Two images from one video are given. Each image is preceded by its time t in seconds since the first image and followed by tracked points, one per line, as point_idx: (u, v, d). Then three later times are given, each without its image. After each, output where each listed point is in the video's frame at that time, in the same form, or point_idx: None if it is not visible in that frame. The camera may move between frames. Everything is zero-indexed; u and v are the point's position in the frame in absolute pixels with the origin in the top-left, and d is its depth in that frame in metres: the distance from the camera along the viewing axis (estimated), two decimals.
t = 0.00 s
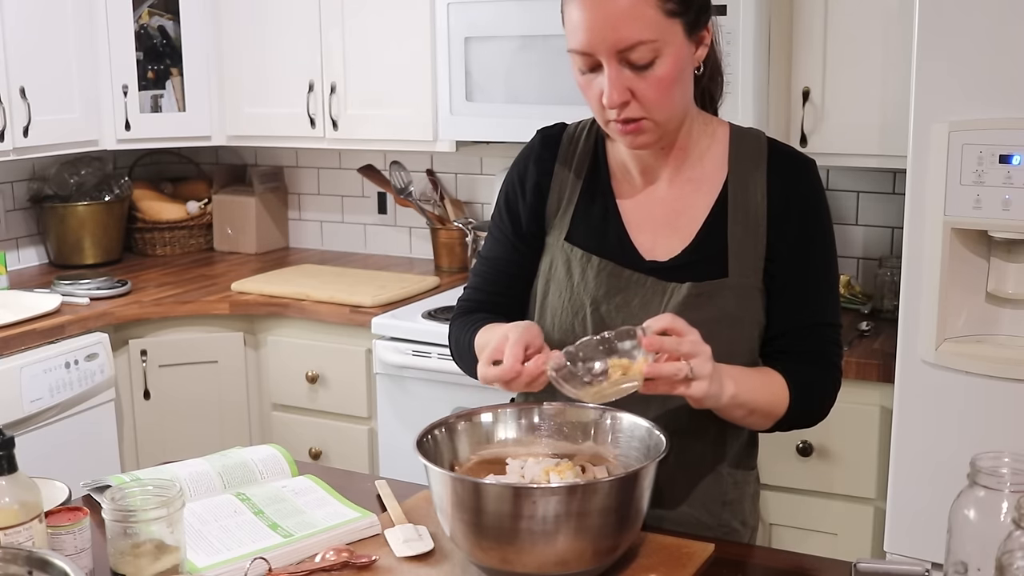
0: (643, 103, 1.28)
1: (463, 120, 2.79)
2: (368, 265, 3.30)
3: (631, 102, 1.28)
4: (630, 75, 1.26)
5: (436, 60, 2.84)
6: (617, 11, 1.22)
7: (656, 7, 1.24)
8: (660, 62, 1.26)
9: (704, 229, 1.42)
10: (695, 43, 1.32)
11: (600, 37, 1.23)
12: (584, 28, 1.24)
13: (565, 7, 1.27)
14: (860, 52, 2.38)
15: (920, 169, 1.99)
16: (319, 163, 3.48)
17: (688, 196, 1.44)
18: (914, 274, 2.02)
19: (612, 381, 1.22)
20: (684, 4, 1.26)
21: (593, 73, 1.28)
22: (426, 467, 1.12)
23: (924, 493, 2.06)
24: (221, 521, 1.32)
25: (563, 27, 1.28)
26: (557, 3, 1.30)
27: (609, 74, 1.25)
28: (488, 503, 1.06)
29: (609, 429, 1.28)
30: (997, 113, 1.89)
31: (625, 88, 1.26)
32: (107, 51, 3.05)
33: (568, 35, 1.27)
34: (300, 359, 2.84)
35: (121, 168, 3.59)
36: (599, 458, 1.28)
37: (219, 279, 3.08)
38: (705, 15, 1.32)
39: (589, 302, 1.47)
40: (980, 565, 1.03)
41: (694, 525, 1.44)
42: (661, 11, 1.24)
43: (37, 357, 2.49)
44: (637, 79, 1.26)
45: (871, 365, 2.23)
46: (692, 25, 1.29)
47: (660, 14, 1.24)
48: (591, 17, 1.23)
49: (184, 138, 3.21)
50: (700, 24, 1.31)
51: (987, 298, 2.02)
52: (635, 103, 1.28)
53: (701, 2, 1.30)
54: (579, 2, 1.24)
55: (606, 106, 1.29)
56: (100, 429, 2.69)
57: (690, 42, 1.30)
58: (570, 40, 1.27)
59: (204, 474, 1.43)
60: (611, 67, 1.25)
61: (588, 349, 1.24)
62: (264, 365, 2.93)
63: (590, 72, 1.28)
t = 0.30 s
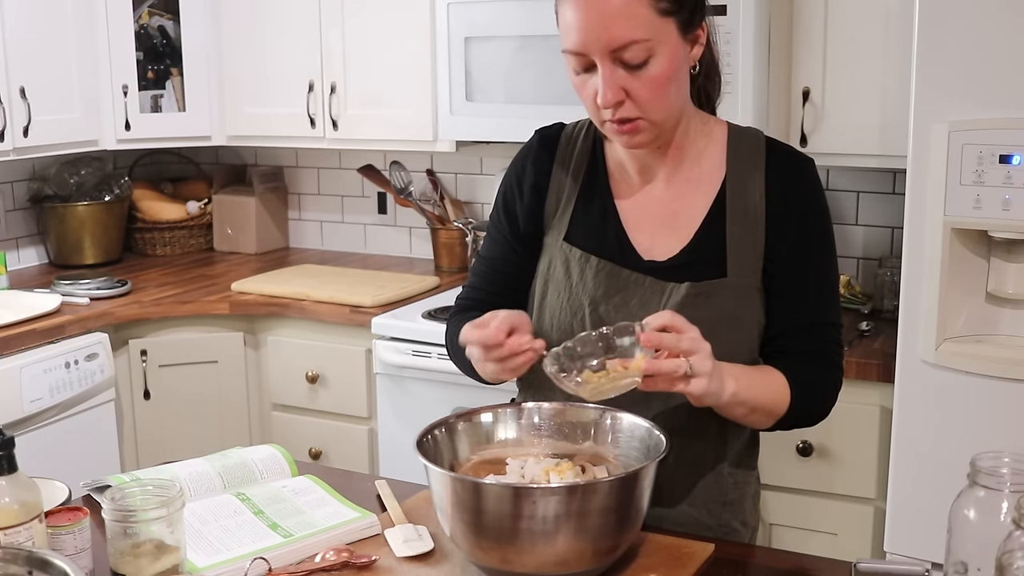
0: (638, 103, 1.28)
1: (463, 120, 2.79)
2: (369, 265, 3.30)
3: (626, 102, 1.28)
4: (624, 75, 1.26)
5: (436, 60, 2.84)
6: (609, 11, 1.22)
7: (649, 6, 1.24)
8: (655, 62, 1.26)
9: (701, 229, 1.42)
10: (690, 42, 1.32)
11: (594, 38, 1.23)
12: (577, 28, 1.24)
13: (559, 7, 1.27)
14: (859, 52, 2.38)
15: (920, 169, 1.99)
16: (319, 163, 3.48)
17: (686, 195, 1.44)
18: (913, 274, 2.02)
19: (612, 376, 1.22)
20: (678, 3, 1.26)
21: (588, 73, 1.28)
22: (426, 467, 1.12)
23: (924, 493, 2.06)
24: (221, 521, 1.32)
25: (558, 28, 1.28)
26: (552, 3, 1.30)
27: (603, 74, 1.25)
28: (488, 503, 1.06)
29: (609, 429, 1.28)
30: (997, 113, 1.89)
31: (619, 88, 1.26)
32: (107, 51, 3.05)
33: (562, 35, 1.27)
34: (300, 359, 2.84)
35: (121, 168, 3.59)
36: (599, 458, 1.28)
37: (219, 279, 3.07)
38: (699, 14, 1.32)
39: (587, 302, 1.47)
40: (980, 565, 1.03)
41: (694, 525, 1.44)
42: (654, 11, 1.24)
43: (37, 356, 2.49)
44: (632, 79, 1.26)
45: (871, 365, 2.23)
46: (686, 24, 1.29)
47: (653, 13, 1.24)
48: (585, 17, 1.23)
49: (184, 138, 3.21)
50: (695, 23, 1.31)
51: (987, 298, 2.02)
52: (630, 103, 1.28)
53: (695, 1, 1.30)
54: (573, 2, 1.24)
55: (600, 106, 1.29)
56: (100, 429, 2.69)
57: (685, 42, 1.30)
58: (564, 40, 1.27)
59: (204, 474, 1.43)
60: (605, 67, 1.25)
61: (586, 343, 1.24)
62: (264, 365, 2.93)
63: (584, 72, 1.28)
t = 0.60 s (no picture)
0: (637, 102, 1.28)
1: (463, 120, 2.79)
2: (368, 265, 3.30)
3: (624, 102, 1.28)
4: (623, 74, 1.26)
5: (436, 60, 2.84)
6: (609, 9, 1.22)
7: (648, 6, 1.24)
8: (654, 61, 1.26)
9: (700, 229, 1.42)
10: (689, 41, 1.32)
11: (592, 37, 1.23)
12: (576, 28, 1.24)
13: (558, 8, 1.27)
14: (859, 53, 2.39)
15: (920, 170, 1.99)
16: (319, 163, 3.48)
17: (685, 196, 1.44)
18: (914, 274, 2.02)
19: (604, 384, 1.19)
20: (677, 3, 1.26)
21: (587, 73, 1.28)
22: (426, 467, 1.12)
23: (924, 493, 2.06)
24: (221, 521, 1.32)
25: (557, 28, 1.28)
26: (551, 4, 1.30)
27: (602, 74, 1.25)
28: (488, 503, 1.06)
29: (609, 429, 1.28)
30: (997, 113, 1.89)
31: (618, 87, 1.26)
32: (108, 51, 3.05)
33: (562, 35, 1.27)
34: (300, 359, 2.84)
35: (121, 168, 3.59)
36: (599, 458, 1.28)
37: (219, 279, 3.07)
38: (698, 13, 1.32)
39: (586, 303, 1.47)
40: (980, 565, 1.03)
41: (694, 525, 1.44)
42: (653, 10, 1.24)
43: (37, 356, 2.49)
44: (631, 78, 1.26)
45: (871, 365, 2.23)
46: (685, 23, 1.29)
47: (652, 13, 1.24)
48: (583, 17, 1.23)
49: (184, 138, 3.21)
50: (694, 23, 1.31)
51: (987, 298, 2.02)
52: (629, 103, 1.28)
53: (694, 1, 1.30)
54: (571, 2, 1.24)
55: (599, 106, 1.29)
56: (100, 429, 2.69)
57: (684, 41, 1.30)
58: (563, 40, 1.27)
59: (204, 474, 1.43)
60: (604, 67, 1.25)
61: (576, 353, 1.21)
62: (264, 365, 2.93)
63: (583, 72, 1.28)
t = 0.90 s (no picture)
0: (637, 101, 1.28)
1: (463, 120, 2.79)
2: (368, 265, 3.30)
3: (624, 100, 1.28)
4: (624, 73, 1.26)
5: (436, 60, 2.84)
6: (609, 8, 1.22)
7: (648, 5, 1.24)
8: (654, 60, 1.26)
9: (701, 229, 1.42)
10: (689, 40, 1.32)
11: (592, 36, 1.23)
12: (577, 26, 1.24)
13: (558, 6, 1.27)
14: (859, 53, 2.39)
15: (920, 170, 1.99)
16: (319, 163, 3.48)
17: (685, 195, 1.44)
18: (914, 274, 2.02)
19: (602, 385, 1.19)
20: (677, 2, 1.26)
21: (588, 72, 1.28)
22: (426, 467, 1.12)
23: (924, 493, 2.06)
24: (221, 521, 1.32)
25: (557, 26, 1.28)
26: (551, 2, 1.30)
27: (602, 73, 1.25)
28: (488, 503, 1.06)
29: (609, 429, 1.28)
30: (996, 113, 1.89)
31: (618, 86, 1.26)
32: (108, 52, 3.05)
33: (562, 34, 1.27)
34: (300, 359, 2.84)
35: (121, 168, 3.59)
36: (599, 458, 1.28)
37: (219, 279, 3.07)
38: (699, 12, 1.32)
39: (586, 303, 1.47)
40: (980, 565, 1.03)
41: (694, 525, 1.44)
42: (654, 9, 1.24)
43: (37, 356, 2.49)
44: (632, 77, 1.26)
45: (871, 365, 2.23)
46: (685, 22, 1.29)
47: (652, 11, 1.24)
48: (584, 16, 1.23)
49: (184, 138, 3.21)
50: (694, 22, 1.31)
51: (987, 297, 2.02)
52: (629, 101, 1.28)
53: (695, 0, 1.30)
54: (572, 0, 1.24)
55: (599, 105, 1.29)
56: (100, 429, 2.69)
57: (685, 40, 1.30)
58: (563, 38, 1.27)
59: (204, 474, 1.43)
60: (604, 66, 1.25)
61: (574, 354, 1.20)
62: (264, 365, 2.93)
63: (583, 71, 1.28)
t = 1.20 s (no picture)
0: (633, 103, 1.28)
1: (463, 120, 2.79)
2: (368, 265, 3.30)
3: (620, 103, 1.28)
4: (620, 76, 1.26)
5: (436, 60, 2.84)
6: (606, 11, 1.22)
7: (645, 8, 1.24)
8: (650, 63, 1.26)
9: (701, 230, 1.42)
10: (688, 43, 1.32)
11: (589, 38, 1.23)
12: (574, 28, 1.24)
13: (556, 7, 1.27)
14: (859, 53, 2.39)
15: (920, 170, 1.99)
16: (319, 163, 3.48)
17: (685, 195, 1.44)
18: (914, 274, 2.02)
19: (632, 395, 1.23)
20: (676, 5, 1.26)
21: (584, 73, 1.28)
22: (426, 467, 1.12)
23: (923, 493, 2.06)
24: (221, 521, 1.32)
25: (555, 27, 1.28)
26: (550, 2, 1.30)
27: (598, 75, 1.25)
28: (488, 503, 1.06)
29: (609, 429, 1.28)
30: (996, 114, 1.89)
31: (613, 89, 1.26)
32: (108, 52, 3.05)
33: (559, 35, 1.27)
34: (300, 359, 2.84)
35: (121, 168, 3.59)
36: (600, 458, 1.27)
37: (219, 279, 3.07)
38: (698, 15, 1.32)
39: (586, 303, 1.47)
40: (980, 565, 1.03)
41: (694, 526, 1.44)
42: (651, 13, 1.24)
43: (37, 356, 2.49)
44: (628, 79, 1.26)
45: (871, 365, 2.23)
46: (683, 26, 1.29)
47: (650, 15, 1.24)
48: (581, 18, 1.23)
49: (184, 138, 3.21)
50: (693, 25, 1.31)
51: (987, 297, 2.02)
52: (624, 104, 1.28)
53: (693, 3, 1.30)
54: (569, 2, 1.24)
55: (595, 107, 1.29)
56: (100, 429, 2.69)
57: (682, 44, 1.30)
58: (561, 39, 1.27)
59: (204, 474, 1.43)
60: (600, 68, 1.25)
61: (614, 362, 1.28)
62: (264, 365, 2.93)
63: (580, 73, 1.28)
